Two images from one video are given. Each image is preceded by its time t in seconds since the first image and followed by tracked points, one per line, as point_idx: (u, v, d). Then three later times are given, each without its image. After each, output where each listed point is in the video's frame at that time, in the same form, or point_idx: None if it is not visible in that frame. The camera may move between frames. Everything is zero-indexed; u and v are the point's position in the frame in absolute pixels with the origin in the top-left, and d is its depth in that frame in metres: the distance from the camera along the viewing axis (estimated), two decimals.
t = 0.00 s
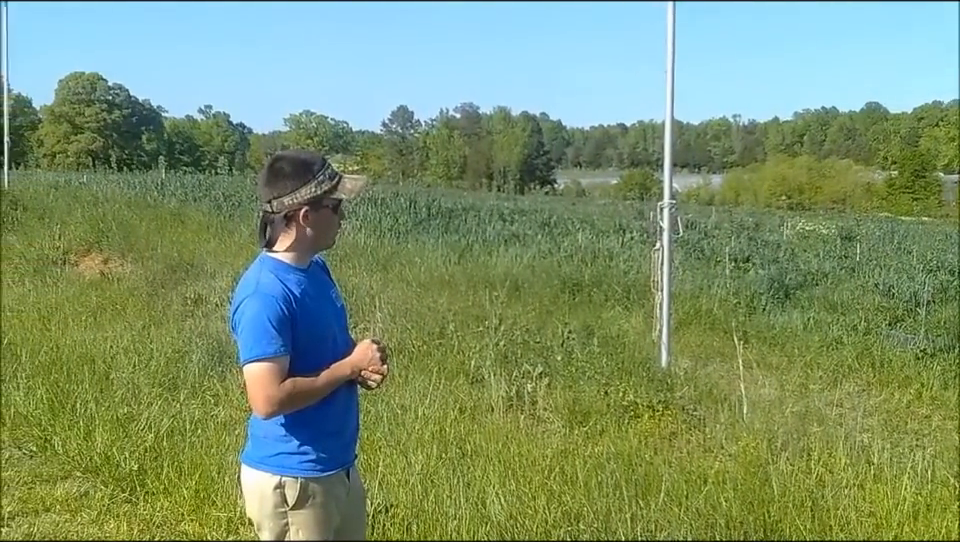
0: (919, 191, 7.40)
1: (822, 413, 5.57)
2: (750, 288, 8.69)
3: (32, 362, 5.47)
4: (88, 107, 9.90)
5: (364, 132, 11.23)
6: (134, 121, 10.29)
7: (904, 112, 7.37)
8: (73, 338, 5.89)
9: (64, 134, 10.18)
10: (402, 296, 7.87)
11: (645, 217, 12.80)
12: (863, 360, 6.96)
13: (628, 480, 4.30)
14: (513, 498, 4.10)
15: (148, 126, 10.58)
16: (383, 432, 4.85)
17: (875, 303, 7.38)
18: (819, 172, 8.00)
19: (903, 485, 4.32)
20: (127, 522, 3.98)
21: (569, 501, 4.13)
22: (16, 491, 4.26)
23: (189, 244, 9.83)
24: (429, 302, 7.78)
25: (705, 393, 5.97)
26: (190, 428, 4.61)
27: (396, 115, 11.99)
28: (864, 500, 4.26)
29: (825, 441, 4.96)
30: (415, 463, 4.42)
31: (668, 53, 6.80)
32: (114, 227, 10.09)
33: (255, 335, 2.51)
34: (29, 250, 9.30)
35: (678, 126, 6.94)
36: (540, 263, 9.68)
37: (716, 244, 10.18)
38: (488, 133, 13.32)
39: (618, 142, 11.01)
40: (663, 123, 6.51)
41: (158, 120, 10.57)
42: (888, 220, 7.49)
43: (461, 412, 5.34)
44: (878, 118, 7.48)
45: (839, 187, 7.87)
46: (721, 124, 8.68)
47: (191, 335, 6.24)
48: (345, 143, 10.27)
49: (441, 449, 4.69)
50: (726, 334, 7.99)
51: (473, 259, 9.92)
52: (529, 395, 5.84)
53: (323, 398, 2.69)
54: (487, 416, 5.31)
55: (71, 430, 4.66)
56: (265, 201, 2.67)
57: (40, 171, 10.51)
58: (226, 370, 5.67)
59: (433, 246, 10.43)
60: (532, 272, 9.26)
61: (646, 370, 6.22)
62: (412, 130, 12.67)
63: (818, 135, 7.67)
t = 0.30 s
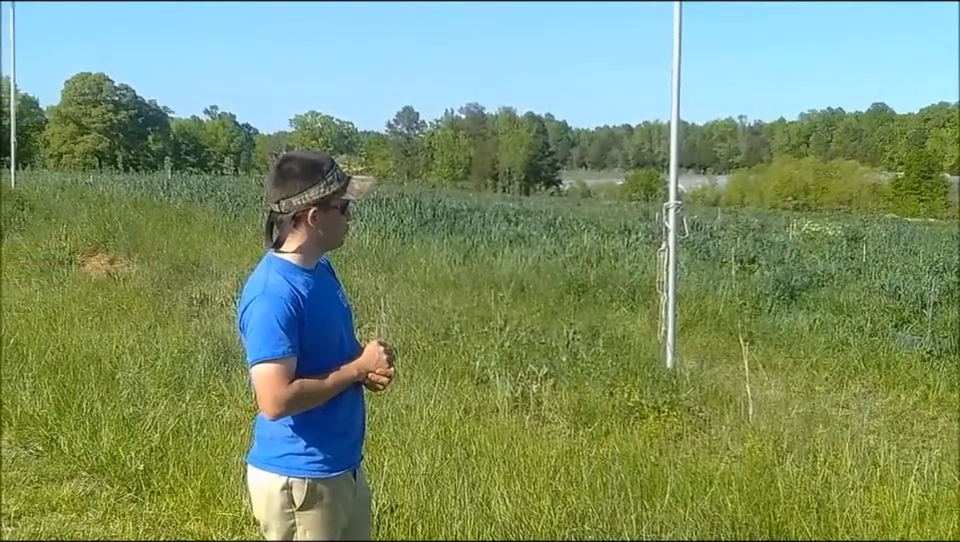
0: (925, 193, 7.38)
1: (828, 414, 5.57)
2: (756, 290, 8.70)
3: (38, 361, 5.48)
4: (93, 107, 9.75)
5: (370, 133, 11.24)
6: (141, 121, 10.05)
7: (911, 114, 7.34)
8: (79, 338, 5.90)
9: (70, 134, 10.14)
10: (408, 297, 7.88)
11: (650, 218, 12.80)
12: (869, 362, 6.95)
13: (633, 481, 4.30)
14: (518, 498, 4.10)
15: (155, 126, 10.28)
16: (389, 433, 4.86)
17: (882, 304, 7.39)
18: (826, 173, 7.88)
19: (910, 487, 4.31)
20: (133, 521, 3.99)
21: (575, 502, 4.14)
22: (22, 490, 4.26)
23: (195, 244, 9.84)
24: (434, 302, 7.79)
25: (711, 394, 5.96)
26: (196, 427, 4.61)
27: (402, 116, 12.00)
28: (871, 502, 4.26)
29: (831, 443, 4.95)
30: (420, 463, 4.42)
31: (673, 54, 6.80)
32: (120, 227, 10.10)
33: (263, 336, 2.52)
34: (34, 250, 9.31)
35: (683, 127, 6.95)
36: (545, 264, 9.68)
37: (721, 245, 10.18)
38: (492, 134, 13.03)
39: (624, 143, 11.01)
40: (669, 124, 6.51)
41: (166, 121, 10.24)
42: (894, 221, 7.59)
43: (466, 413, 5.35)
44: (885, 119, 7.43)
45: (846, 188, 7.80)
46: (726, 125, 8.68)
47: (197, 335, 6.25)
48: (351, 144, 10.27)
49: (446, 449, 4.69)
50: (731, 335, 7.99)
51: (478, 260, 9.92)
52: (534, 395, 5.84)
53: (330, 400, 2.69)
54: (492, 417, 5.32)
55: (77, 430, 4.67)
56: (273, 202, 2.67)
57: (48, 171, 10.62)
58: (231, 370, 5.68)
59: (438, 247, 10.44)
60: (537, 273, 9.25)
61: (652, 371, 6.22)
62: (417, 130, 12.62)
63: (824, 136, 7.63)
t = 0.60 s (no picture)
0: (932, 194, 7.60)
1: (834, 416, 5.57)
2: (762, 290, 8.68)
3: (45, 361, 5.49)
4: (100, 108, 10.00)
5: (376, 134, 11.25)
6: (147, 122, 10.11)
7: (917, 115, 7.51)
8: (85, 338, 5.91)
9: (76, 134, 10.41)
10: (413, 298, 7.89)
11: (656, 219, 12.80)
12: (875, 363, 6.94)
13: (639, 482, 4.31)
14: (523, 499, 4.10)
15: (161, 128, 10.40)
16: (393, 433, 4.86)
17: (888, 305, 7.35)
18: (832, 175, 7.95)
19: (917, 488, 4.31)
20: (139, 521, 3.99)
21: (580, 503, 4.14)
22: (28, 490, 4.27)
23: (201, 244, 9.85)
24: (439, 303, 7.79)
25: (716, 395, 5.96)
26: (201, 427, 4.62)
27: (408, 116, 12.01)
28: (877, 504, 4.25)
29: (837, 444, 4.94)
30: (426, 464, 4.43)
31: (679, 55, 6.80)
32: (127, 227, 10.11)
33: (269, 337, 2.52)
34: (41, 250, 9.32)
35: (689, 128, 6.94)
36: (550, 264, 9.67)
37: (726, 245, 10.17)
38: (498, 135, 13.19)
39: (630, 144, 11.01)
40: (674, 125, 6.51)
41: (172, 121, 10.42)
42: (900, 221, 7.60)
43: (472, 413, 5.35)
44: (890, 120, 7.55)
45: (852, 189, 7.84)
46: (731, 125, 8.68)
47: (203, 336, 6.26)
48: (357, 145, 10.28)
49: (451, 450, 4.70)
50: (737, 336, 7.97)
51: (484, 261, 9.92)
52: (540, 396, 5.84)
53: (336, 400, 2.69)
54: (497, 417, 5.32)
55: (83, 429, 4.68)
56: (279, 202, 2.68)
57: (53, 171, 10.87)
58: (237, 371, 5.68)
59: (444, 247, 10.45)
60: (543, 274, 9.24)
61: (658, 371, 6.21)
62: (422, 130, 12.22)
63: (829, 136, 7.76)
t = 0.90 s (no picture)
0: (944, 192, 7.67)
1: (847, 414, 5.55)
2: (775, 288, 8.64)
3: (60, 357, 5.51)
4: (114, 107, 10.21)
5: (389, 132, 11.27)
6: (163, 120, 11.21)
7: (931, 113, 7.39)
8: (100, 335, 5.93)
9: (93, 132, 11.07)
10: (426, 295, 7.90)
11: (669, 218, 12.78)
12: (889, 361, 6.91)
13: (652, 480, 4.31)
14: (536, 498, 4.10)
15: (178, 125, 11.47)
16: (407, 431, 4.86)
17: (903, 304, 7.37)
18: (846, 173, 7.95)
19: (931, 487, 4.29)
20: (153, 518, 4.00)
21: (593, 501, 4.13)
22: (44, 486, 4.29)
23: (215, 241, 9.86)
24: (452, 301, 7.80)
25: (729, 394, 5.96)
26: (215, 424, 4.63)
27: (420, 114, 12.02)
28: (891, 502, 4.24)
29: (851, 443, 4.93)
30: (439, 462, 4.44)
31: (693, 53, 6.79)
32: (141, 224, 10.14)
33: (282, 335, 2.53)
34: (56, 247, 9.34)
35: (703, 126, 6.93)
36: (564, 262, 9.66)
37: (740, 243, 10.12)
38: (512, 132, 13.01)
39: (643, 142, 10.99)
40: (688, 123, 6.49)
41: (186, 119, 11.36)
42: (913, 220, 7.77)
43: (485, 412, 5.34)
44: (905, 118, 7.49)
45: (864, 189, 7.89)
46: (745, 124, 8.66)
47: (217, 333, 6.28)
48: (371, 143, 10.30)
49: (464, 448, 4.70)
50: (751, 334, 7.93)
51: (497, 259, 9.92)
52: (553, 394, 5.84)
53: (351, 399, 2.70)
54: (511, 415, 5.32)
55: (98, 426, 4.70)
56: (293, 200, 2.68)
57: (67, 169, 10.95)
58: (251, 368, 5.70)
59: (457, 245, 10.45)
60: (556, 272, 9.24)
61: (671, 370, 6.20)
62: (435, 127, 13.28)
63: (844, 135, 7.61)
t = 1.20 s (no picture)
0: None
1: (863, 413, 5.53)
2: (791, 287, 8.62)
3: (76, 354, 5.52)
4: (131, 106, 10.26)
5: (403, 130, 11.28)
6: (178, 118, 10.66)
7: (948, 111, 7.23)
8: (116, 333, 5.94)
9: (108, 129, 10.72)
10: (441, 293, 7.89)
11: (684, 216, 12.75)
12: (905, 360, 6.88)
13: (667, 479, 4.30)
14: (551, 496, 4.10)
15: (191, 124, 10.84)
16: (422, 429, 4.86)
17: (918, 302, 7.35)
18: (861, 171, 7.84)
19: (948, 487, 4.27)
20: (169, 514, 4.01)
21: (609, 499, 4.11)
22: (60, 483, 4.30)
23: (230, 239, 9.87)
24: (468, 299, 7.79)
25: (745, 392, 5.94)
26: (230, 422, 4.63)
27: (436, 111, 12.02)
28: (908, 501, 4.22)
29: (867, 442, 4.91)
30: (454, 459, 4.44)
31: (709, 50, 6.77)
32: (157, 222, 10.16)
33: (296, 333, 2.53)
34: (72, 244, 9.36)
35: (719, 124, 6.90)
36: (579, 260, 9.64)
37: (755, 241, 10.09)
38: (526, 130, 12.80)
39: (658, 140, 10.96)
40: (704, 121, 6.47)
41: (201, 117, 10.79)
42: (929, 219, 7.56)
43: (500, 409, 5.34)
44: (921, 116, 7.41)
45: (881, 187, 7.72)
46: (761, 122, 8.64)
47: (232, 330, 6.29)
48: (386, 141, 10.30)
49: (479, 446, 4.69)
50: (767, 334, 7.91)
51: (512, 256, 9.91)
52: (568, 392, 5.83)
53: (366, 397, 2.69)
54: (526, 413, 5.32)
55: (114, 423, 4.71)
56: (308, 198, 2.68)
57: (83, 167, 10.96)
58: (266, 365, 5.70)
59: (472, 243, 10.45)
60: (571, 270, 9.21)
61: (687, 368, 6.17)
62: (452, 126, 12.76)
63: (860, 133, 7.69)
